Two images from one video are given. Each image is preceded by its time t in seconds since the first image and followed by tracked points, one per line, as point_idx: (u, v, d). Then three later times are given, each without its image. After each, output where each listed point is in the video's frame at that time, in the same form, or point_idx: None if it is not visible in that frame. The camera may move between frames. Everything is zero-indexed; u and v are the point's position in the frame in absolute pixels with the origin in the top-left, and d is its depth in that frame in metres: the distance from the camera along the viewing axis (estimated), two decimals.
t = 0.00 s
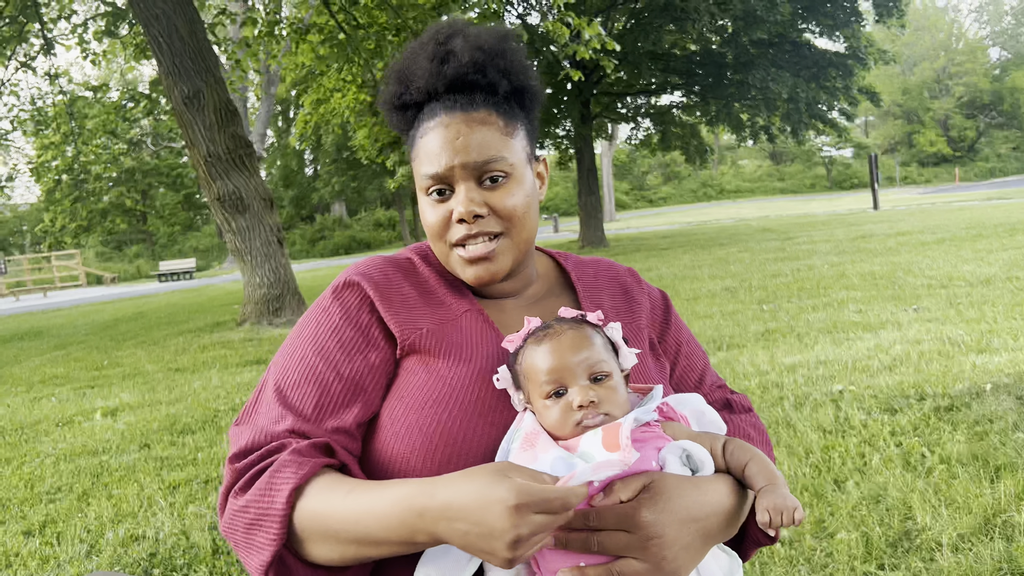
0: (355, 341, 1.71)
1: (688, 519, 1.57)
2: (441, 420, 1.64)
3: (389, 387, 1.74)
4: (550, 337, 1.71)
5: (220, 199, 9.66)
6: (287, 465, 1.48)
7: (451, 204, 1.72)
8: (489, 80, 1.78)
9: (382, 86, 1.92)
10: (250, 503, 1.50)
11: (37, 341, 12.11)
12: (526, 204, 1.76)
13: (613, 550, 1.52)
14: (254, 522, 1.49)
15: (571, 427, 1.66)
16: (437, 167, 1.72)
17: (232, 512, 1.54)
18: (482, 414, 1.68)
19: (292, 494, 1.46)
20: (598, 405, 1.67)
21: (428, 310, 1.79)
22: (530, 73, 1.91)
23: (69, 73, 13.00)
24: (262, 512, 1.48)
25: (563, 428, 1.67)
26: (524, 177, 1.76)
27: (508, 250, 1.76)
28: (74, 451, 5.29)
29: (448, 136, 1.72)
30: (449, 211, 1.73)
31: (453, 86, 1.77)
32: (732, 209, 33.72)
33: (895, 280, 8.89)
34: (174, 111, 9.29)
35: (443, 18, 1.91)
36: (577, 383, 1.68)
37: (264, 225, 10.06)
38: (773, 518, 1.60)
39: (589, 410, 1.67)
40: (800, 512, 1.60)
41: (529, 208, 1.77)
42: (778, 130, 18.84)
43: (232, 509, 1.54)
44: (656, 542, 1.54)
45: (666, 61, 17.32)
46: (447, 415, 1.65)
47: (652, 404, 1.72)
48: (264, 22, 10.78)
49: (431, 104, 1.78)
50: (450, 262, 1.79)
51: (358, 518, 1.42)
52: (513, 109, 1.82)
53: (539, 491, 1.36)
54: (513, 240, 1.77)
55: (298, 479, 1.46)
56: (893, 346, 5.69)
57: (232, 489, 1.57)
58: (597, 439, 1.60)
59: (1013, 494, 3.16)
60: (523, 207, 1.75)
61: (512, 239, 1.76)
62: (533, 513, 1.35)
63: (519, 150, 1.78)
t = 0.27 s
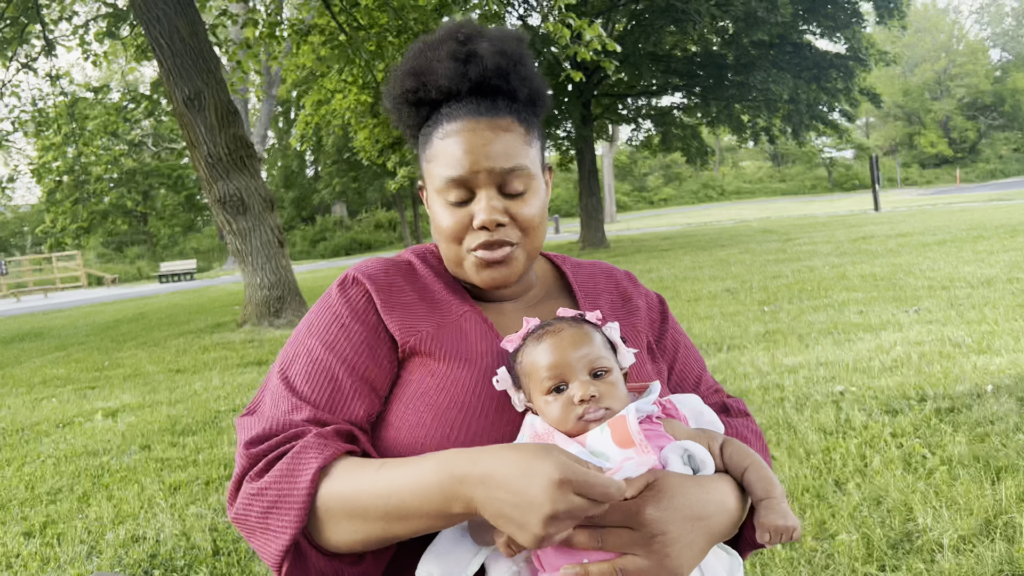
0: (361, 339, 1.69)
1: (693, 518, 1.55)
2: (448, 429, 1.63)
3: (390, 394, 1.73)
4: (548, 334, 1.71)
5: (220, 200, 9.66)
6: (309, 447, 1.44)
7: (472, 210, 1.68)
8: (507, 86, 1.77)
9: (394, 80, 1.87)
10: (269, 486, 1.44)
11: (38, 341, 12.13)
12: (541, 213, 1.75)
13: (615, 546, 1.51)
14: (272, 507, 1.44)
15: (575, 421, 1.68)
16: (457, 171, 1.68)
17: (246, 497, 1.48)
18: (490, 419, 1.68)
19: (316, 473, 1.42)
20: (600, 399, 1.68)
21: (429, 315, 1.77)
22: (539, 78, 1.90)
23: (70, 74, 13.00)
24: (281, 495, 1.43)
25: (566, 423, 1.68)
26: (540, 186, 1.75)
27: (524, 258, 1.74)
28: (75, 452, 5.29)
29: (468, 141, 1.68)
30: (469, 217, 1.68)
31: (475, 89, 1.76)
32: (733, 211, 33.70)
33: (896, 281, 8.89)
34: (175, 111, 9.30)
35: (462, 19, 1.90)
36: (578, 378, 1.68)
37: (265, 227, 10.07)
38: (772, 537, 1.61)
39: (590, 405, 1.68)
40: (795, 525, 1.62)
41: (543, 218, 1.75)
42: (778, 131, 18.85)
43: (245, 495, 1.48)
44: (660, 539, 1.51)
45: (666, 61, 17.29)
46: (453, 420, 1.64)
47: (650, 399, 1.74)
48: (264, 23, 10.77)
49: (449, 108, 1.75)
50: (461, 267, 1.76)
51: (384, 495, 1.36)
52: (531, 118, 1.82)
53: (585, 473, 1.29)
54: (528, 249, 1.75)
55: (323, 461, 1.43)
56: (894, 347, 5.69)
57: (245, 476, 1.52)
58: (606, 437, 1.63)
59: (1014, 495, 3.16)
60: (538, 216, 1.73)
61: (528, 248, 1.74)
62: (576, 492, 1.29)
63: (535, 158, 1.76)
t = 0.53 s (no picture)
0: (357, 335, 1.70)
1: (698, 519, 1.55)
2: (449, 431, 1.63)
3: (389, 394, 1.73)
4: (550, 336, 1.70)
5: (221, 201, 9.67)
6: (301, 438, 1.46)
7: (501, 224, 1.66)
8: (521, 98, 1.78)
9: (405, 86, 1.84)
10: (262, 477, 1.46)
11: (38, 342, 12.12)
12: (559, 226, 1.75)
13: (622, 547, 1.50)
14: (265, 498, 1.45)
15: (576, 421, 1.64)
16: (483, 183, 1.65)
17: (240, 490, 1.49)
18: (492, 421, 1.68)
19: (306, 462, 1.42)
20: (603, 400, 1.65)
21: (429, 317, 1.76)
22: (546, 85, 1.90)
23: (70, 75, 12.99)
24: (275, 485, 1.43)
25: (569, 425, 1.65)
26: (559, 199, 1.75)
27: (545, 270, 1.74)
28: (76, 452, 5.29)
29: (496, 155, 1.65)
30: (496, 230, 1.66)
31: (497, 100, 1.76)
32: (734, 211, 33.72)
33: (897, 282, 8.90)
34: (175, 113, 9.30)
35: (473, 23, 1.89)
36: (580, 379, 1.67)
37: (265, 227, 10.07)
38: (777, 536, 1.64)
39: (593, 405, 1.65)
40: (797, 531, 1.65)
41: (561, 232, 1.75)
42: (779, 132, 18.88)
43: (240, 488, 1.49)
44: (666, 540, 1.50)
45: (667, 62, 17.21)
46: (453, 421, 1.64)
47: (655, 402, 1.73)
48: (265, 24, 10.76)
49: (470, 117, 1.73)
50: (481, 278, 1.73)
51: (374, 475, 1.35)
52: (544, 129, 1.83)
53: (561, 437, 1.24)
54: (547, 261, 1.74)
55: (314, 450, 1.43)
56: (895, 348, 5.69)
57: (241, 471, 1.53)
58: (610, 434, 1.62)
59: (1014, 496, 3.16)
60: (558, 229, 1.73)
61: (548, 259, 1.74)
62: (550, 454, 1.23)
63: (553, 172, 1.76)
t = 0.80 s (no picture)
0: (370, 322, 1.68)
1: (696, 524, 1.54)
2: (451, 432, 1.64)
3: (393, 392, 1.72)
4: (547, 341, 1.72)
5: (221, 202, 9.67)
6: (324, 404, 1.41)
7: (530, 221, 1.64)
8: (552, 102, 1.79)
9: (440, 75, 1.81)
10: (277, 437, 1.39)
11: (39, 343, 12.12)
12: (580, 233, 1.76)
13: (619, 551, 1.49)
14: (277, 458, 1.38)
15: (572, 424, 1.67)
16: (516, 178, 1.64)
17: (249, 450, 1.42)
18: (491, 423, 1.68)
19: (330, 426, 1.36)
20: (599, 404, 1.69)
21: (436, 315, 1.76)
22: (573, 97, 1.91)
23: (71, 76, 12.96)
24: (290, 446, 1.37)
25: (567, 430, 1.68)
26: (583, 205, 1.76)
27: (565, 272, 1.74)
28: (76, 453, 5.29)
29: (531, 153, 1.66)
30: (525, 226, 1.64)
31: (533, 99, 1.76)
32: (734, 212, 33.67)
33: (897, 282, 8.90)
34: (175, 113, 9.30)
35: (510, 25, 1.89)
36: (576, 384, 1.69)
37: (266, 228, 10.08)
38: (776, 536, 1.65)
39: (589, 409, 1.69)
40: (795, 531, 1.66)
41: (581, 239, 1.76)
42: (779, 133, 18.88)
43: (250, 449, 1.42)
44: (663, 545, 1.49)
45: (667, 63, 17.30)
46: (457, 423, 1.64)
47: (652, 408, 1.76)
48: (265, 25, 10.74)
49: (505, 114, 1.73)
50: (501, 276, 1.71)
51: (404, 442, 1.29)
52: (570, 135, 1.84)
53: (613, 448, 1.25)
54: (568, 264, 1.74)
55: (337, 416, 1.38)
56: (896, 349, 5.69)
57: (250, 433, 1.45)
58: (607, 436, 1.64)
59: (1015, 496, 3.16)
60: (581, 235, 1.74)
61: (569, 262, 1.74)
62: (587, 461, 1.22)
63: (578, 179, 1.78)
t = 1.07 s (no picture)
0: (374, 310, 1.69)
1: (701, 528, 1.54)
2: (454, 432, 1.62)
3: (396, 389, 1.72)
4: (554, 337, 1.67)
5: (221, 203, 9.66)
6: (333, 362, 1.42)
7: (553, 223, 1.63)
8: (585, 108, 1.79)
9: (482, 66, 1.81)
10: (286, 394, 1.38)
11: (38, 344, 12.12)
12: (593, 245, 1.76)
13: (623, 556, 1.50)
14: (289, 414, 1.37)
15: (580, 428, 1.66)
16: (548, 175, 1.64)
17: (256, 412, 1.40)
18: (494, 424, 1.67)
19: (344, 375, 1.37)
20: (607, 407, 1.65)
21: (440, 311, 1.76)
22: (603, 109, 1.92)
23: (71, 76, 12.93)
24: (303, 401, 1.36)
25: (575, 433, 1.67)
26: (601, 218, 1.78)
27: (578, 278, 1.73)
28: (76, 454, 5.29)
29: (561, 153, 1.67)
30: (549, 227, 1.63)
31: (570, 106, 1.77)
32: (735, 212, 33.66)
33: (898, 283, 8.89)
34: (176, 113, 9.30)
35: (554, 31, 1.91)
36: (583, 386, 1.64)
37: (266, 228, 10.08)
38: (793, 533, 1.60)
39: (597, 413, 1.65)
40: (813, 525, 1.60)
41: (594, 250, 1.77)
42: (779, 133, 18.88)
43: (259, 410, 1.40)
44: (669, 550, 1.49)
45: (668, 64, 17.33)
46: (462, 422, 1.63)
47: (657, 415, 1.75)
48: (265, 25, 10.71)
49: (540, 114, 1.73)
50: (514, 272, 1.69)
51: (435, 372, 1.29)
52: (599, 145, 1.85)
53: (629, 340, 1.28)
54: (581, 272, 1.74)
55: (352, 369, 1.38)
56: (896, 349, 5.69)
57: (255, 398, 1.44)
58: (611, 445, 1.64)
59: (1015, 496, 3.16)
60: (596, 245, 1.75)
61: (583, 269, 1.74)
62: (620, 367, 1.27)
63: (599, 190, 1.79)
